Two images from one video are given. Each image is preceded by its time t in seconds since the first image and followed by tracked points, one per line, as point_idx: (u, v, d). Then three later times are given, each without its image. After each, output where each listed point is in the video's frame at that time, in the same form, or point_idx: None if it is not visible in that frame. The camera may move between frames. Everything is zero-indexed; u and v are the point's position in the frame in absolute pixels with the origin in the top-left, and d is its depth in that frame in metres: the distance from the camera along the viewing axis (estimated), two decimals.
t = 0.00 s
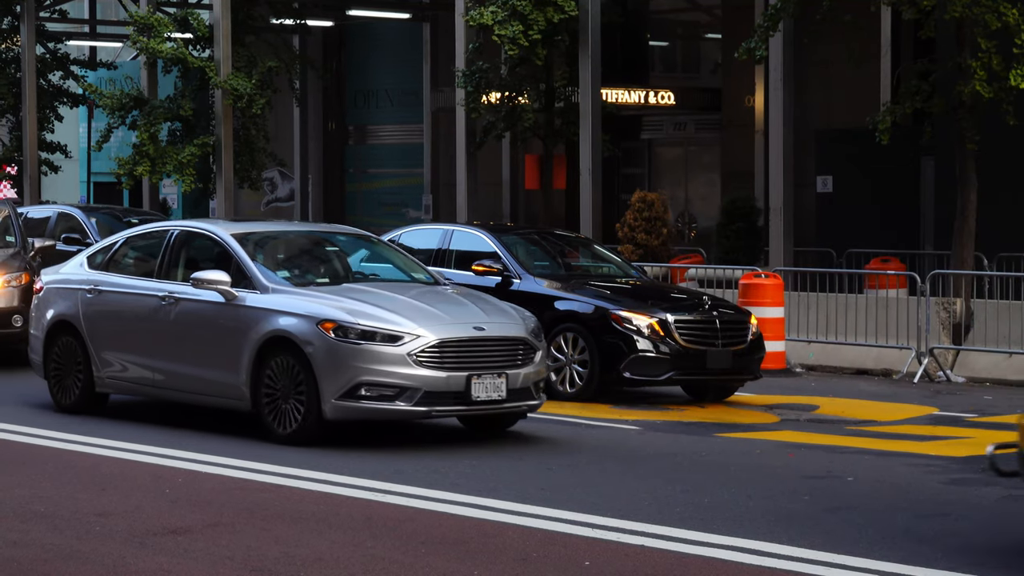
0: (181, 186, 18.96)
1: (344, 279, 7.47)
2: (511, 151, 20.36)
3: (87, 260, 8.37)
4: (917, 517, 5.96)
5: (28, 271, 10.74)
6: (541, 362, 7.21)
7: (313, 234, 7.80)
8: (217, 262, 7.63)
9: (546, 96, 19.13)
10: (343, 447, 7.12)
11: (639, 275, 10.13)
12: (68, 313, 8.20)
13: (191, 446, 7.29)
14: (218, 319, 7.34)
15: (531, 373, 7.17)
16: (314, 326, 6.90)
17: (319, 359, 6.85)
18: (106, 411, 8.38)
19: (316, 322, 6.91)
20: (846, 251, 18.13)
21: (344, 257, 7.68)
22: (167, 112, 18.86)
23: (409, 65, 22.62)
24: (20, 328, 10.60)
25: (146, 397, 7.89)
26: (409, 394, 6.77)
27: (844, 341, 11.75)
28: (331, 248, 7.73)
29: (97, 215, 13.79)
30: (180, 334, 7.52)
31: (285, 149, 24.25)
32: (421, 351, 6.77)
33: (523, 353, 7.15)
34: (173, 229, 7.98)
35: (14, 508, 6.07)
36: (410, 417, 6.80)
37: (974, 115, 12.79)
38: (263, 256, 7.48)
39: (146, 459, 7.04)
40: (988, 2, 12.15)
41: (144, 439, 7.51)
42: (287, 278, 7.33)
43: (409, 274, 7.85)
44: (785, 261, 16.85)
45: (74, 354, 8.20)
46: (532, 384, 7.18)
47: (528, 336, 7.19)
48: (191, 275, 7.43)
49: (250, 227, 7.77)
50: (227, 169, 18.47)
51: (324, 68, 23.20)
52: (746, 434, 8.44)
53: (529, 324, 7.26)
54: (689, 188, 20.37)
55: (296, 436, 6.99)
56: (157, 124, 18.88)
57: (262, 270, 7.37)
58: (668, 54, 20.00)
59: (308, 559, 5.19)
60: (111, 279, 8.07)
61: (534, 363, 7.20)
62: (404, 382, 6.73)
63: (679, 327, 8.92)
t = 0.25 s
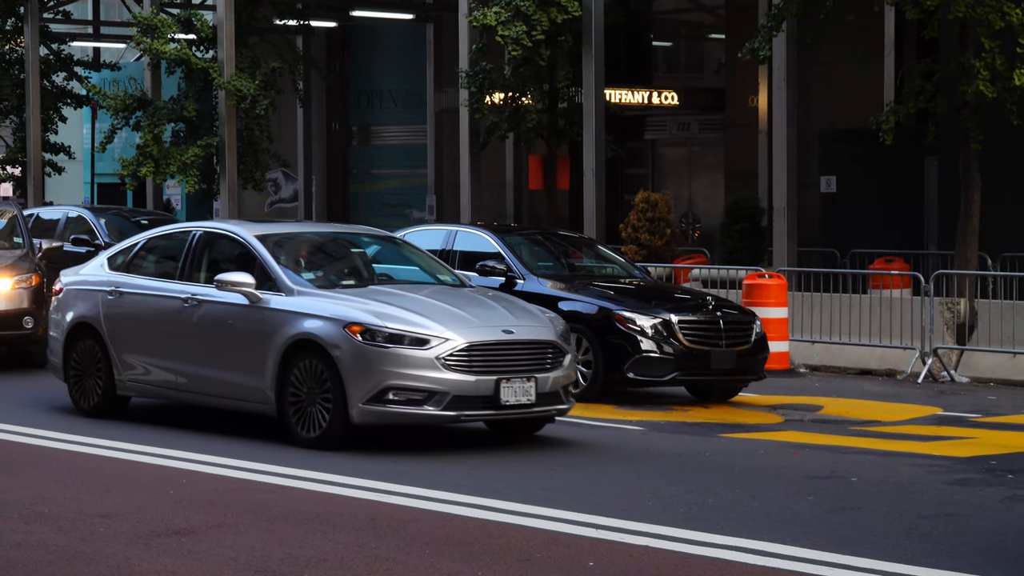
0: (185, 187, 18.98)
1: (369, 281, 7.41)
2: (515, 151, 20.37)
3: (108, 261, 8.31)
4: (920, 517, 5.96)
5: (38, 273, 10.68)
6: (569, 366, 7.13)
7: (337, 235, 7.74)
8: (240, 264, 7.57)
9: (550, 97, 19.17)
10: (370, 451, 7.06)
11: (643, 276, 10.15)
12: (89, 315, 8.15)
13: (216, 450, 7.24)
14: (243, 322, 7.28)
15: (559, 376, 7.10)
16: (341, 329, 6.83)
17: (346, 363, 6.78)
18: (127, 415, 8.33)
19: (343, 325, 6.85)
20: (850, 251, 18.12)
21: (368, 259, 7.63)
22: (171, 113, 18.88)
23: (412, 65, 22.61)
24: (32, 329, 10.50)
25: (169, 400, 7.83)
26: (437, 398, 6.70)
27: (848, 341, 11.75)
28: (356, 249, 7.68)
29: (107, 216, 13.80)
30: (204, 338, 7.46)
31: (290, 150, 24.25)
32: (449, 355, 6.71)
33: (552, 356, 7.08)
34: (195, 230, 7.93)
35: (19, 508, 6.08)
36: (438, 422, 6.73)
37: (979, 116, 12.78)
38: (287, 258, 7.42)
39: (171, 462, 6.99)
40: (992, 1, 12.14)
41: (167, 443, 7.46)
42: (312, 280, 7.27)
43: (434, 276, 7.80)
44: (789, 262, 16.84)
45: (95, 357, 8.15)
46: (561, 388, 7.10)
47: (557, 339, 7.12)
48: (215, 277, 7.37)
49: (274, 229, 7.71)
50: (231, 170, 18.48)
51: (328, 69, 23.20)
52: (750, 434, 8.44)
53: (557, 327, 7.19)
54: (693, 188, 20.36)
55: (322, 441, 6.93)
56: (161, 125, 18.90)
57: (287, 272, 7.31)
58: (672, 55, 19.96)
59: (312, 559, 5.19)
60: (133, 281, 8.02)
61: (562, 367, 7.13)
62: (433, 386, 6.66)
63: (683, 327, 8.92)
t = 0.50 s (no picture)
0: (193, 189, 19.00)
1: (401, 283, 7.28)
2: (523, 152, 20.37)
3: (135, 263, 8.23)
4: (929, 519, 5.95)
5: (54, 275, 10.68)
6: (606, 370, 7.00)
7: (368, 237, 7.63)
8: (269, 266, 7.47)
9: (557, 98, 19.19)
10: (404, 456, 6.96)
11: (651, 278, 10.15)
12: (115, 318, 8.06)
13: (245, 455, 7.15)
14: (274, 325, 7.18)
15: (595, 380, 6.96)
16: (374, 332, 6.71)
17: (380, 366, 6.66)
18: (154, 419, 8.24)
19: (376, 327, 6.73)
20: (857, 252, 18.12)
21: (400, 261, 7.51)
22: (179, 115, 18.89)
23: (420, 67, 22.60)
24: (48, 332, 10.48)
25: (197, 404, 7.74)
26: (472, 403, 6.57)
27: (856, 343, 11.74)
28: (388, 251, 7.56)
29: (120, 218, 13.86)
30: (233, 341, 7.37)
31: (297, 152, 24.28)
32: (485, 359, 6.58)
33: (588, 359, 6.94)
34: (223, 231, 7.83)
35: (27, 510, 6.08)
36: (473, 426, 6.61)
37: (987, 118, 12.77)
38: (317, 259, 7.31)
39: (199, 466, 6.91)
40: (1000, 2, 12.11)
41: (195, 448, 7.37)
42: (344, 282, 7.15)
43: (468, 277, 7.69)
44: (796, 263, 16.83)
45: (121, 361, 8.06)
46: (597, 392, 6.97)
47: (594, 342, 6.98)
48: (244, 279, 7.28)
49: (304, 230, 7.60)
50: (239, 171, 18.49)
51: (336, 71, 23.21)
52: (759, 436, 8.42)
53: (595, 329, 7.05)
54: (701, 189, 20.35)
55: (355, 446, 6.83)
56: (168, 126, 18.90)
57: (319, 274, 7.20)
58: (679, 56, 19.98)
59: (321, 561, 5.19)
60: (159, 283, 7.93)
61: (599, 371, 6.99)
62: (468, 390, 6.54)
63: (691, 328, 8.92)
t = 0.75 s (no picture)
0: (211, 190, 19.02)
1: (445, 285, 7.31)
2: (540, 154, 20.34)
3: (173, 265, 8.28)
4: (948, 521, 5.94)
5: (81, 276, 10.70)
6: (652, 374, 7.01)
7: (410, 237, 7.66)
8: (309, 267, 7.51)
9: (574, 100, 19.17)
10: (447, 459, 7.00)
11: (668, 279, 10.13)
12: (154, 320, 8.14)
13: (286, 457, 7.20)
14: (316, 328, 7.22)
15: (642, 384, 6.97)
16: (419, 335, 6.75)
17: (425, 369, 6.69)
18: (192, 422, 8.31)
19: (420, 329, 6.77)
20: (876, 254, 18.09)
21: (442, 262, 7.53)
22: (196, 116, 18.91)
23: (437, 68, 22.57)
24: (77, 332, 10.50)
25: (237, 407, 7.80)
26: (519, 406, 6.60)
27: (875, 344, 11.73)
28: (430, 252, 7.58)
29: (144, 219, 13.92)
30: (274, 344, 7.42)
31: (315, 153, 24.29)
32: (532, 362, 6.60)
33: (634, 363, 6.95)
34: (263, 232, 7.87)
35: (46, 510, 6.09)
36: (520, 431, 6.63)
37: (1005, 118, 12.74)
38: (359, 260, 7.35)
39: (240, 467, 6.96)
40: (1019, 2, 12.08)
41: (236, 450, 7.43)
42: (386, 284, 7.19)
43: (509, 278, 7.70)
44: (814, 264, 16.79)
45: (159, 364, 8.14)
46: (644, 396, 6.98)
47: (640, 345, 6.99)
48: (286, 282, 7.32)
49: (345, 231, 7.63)
50: (256, 172, 18.51)
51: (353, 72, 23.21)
52: (776, 437, 8.41)
53: (641, 333, 7.07)
54: (718, 190, 20.32)
55: (397, 449, 6.87)
56: (186, 127, 18.94)
57: (360, 275, 7.24)
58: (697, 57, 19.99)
59: (338, 562, 5.19)
60: (198, 285, 7.98)
61: (645, 374, 7.00)
62: (514, 394, 6.57)
63: (708, 329, 8.92)
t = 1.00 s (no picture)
0: (236, 191, 19.07)
1: (496, 287, 7.23)
2: (565, 154, 20.34)
3: (218, 266, 8.22)
4: (972, 521, 5.93)
5: (116, 277, 10.72)
6: (709, 377, 6.92)
7: (459, 238, 7.58)
8: (356, 269, 7.45)
9: (599, 100, 19.22)
10: (499, 463, 6.94)
11: (692, 279, 10.06)
12: (198, 322, 8.08)
13: (335, 462, 7.14)
14: (366, 330, 7.15)
15: (699, 386, 6.89)
16: (472, 337, 6.67)
17: (478, 372, 6.61)
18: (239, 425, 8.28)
19: (473, 331, 6.69)
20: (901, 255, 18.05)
21: (492, 264, 7.45)
22: (222, 117, 18.95)
23: (461, 68, 22.56)
24: (112, 333, 10.51)
25: (284, 410, 7.75)
26: (574, 410, 6.52)
27: (900, 345, 11.70)
28: (479, 254, 7.51)
29: (173, 219, 13.98)
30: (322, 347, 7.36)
31: (339, 153, 24.32)
32: (586, 365, 6.52)
33: (691, 366, 6.86)
34: (308, 233, 7.80)
35: (72, 510, 6.11)
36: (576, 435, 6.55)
37: None
38: (408, 262, 7.27)
39: (289, 471, 6.90)
40: None
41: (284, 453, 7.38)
42: (438, 286, 7.11)
43: (558, 281, 7.62)
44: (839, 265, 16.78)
45: (204, 368, 8.10)
46: (700, 400, 6.90)
47: (697, 348, 6.90)
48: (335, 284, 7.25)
49: (394, 232, 7.55)
50: (282, 173, 18.55)
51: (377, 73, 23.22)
52: (800, 438, 8.39)
53: (697, 336, 6.98)
54: (743, 190, 20.29)
55: (449, 454, 6.80)
56: (212, 128, 19.01)
57: (411, 277, 7.16)
58: (721, 58, 19.98)
59: (363, 561, 5.20)
60: (244, 286, 7.92)
61: (702, 378, 6.91)
62: (570, 398, 6.48)
63: (733, 330, 8.91)
